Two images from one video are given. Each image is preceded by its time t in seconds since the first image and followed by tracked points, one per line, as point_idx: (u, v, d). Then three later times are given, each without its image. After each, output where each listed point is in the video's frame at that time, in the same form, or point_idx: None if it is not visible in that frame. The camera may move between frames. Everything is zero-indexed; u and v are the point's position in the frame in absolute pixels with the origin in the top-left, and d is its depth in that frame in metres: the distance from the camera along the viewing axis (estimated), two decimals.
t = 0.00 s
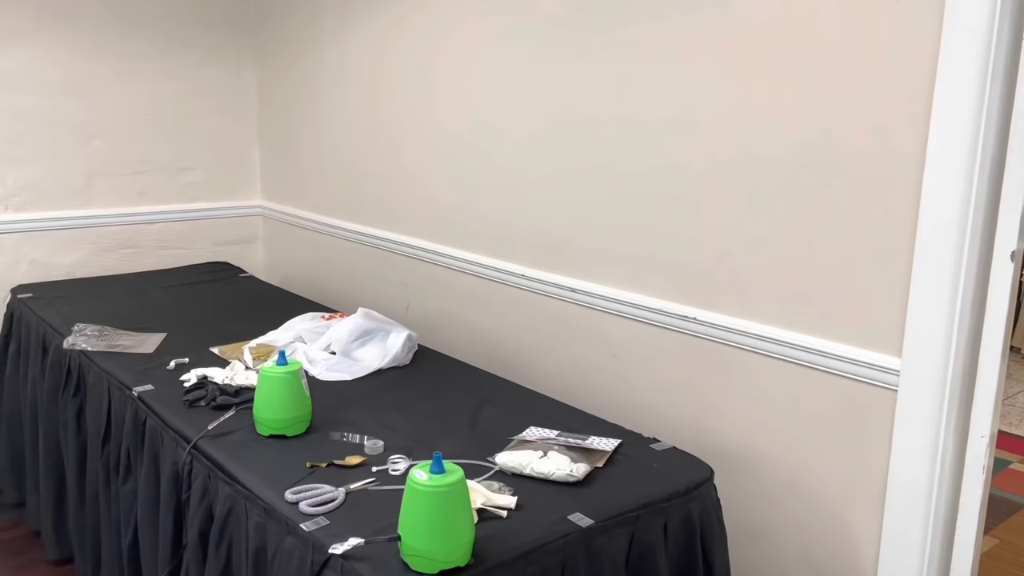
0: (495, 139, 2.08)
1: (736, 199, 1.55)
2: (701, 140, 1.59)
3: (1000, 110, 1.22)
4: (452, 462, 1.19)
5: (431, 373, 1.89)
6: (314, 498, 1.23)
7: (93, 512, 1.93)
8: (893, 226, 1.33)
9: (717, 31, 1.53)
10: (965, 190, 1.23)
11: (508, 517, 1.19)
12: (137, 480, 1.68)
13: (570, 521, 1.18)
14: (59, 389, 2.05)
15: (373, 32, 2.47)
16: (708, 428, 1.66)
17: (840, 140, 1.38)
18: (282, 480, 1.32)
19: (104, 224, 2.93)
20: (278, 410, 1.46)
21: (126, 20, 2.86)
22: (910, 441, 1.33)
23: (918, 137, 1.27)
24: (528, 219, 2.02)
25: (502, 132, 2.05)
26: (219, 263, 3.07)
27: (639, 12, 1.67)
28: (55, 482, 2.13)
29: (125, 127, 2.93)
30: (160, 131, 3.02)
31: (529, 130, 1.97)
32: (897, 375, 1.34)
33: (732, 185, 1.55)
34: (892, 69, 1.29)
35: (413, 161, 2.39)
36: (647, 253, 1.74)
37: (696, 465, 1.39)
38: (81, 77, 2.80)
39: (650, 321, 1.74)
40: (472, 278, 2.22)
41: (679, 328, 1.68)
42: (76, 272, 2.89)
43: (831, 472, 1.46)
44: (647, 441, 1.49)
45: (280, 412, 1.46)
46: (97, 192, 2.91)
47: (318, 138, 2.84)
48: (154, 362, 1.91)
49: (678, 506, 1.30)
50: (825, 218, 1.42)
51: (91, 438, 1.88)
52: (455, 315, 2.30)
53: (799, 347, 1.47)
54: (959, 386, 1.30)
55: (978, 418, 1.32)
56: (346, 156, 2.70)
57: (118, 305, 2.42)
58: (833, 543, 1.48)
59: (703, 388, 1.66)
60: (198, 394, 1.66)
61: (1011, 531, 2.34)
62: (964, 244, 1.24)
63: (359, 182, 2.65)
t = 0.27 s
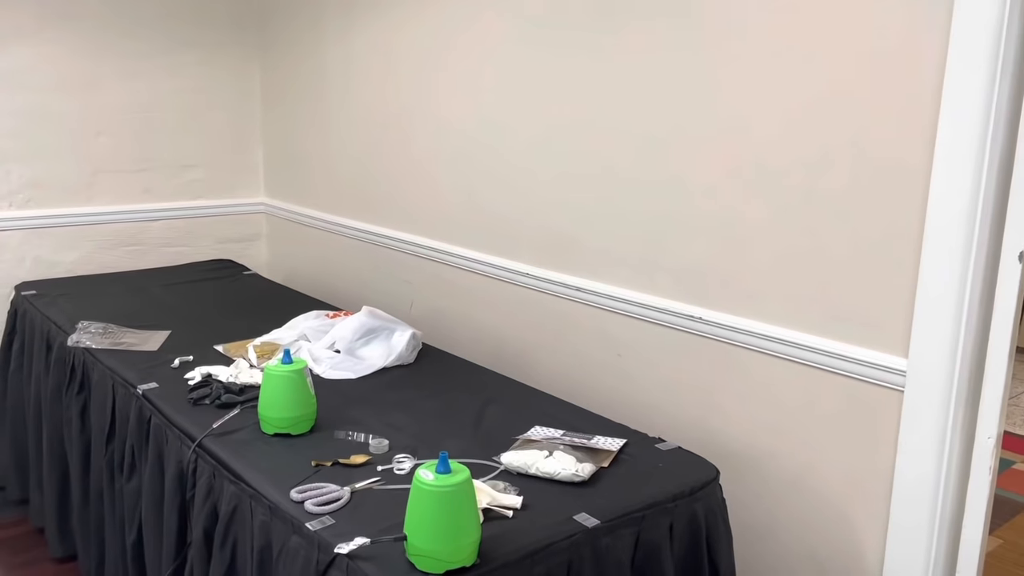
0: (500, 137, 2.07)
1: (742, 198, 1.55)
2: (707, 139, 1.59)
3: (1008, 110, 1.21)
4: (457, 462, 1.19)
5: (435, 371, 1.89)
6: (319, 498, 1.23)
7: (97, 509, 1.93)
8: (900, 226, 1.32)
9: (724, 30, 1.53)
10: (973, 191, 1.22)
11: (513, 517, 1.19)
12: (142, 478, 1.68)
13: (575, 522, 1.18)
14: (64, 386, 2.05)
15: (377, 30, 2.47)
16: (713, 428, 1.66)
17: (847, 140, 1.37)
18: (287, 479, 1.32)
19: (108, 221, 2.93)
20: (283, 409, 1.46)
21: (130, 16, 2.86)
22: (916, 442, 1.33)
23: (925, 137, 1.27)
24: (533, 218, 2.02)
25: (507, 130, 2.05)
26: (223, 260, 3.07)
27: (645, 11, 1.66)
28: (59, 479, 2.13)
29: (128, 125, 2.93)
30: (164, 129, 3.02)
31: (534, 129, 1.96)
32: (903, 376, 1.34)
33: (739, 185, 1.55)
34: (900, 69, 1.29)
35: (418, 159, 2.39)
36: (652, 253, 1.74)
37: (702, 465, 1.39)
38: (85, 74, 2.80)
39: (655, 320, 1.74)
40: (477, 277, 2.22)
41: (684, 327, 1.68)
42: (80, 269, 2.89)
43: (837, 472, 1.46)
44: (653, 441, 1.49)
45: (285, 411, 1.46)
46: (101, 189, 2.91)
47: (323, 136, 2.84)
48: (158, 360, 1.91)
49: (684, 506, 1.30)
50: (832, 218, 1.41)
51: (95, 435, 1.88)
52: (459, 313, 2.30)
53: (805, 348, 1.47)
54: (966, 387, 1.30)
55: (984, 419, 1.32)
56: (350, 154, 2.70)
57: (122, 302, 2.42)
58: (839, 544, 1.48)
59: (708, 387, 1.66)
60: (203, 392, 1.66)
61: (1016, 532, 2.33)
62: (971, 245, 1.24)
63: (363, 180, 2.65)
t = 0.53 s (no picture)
0: (502, 136, 2.07)
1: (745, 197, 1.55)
2: (711, 137, 1.58)
3: (1012, 109, 1.21)
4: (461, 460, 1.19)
5: (437, 370, 1.89)
6: (322, 496, 1.23)
7: (98, 507, 1.93)
8: (904, 225, 1.32)
9: (727, 29, 1.52)
10: (977, 189, 1.22)
11: (516, 515, 1.19)
12: (144, 475, 1.68)
13: (579, 520, 1.18)
14: (65, 384, 2.05)
15: (380, 28, 2.47)
16: (716, 427, 1.66)
17: (851, 139, 1.37)
18: (290, 477, 1.31)
19: (110, 219, 2.93)
20: (286, 407, 1.46)
21: (132, 14, 2.86)
22: (919, 441, 1.33)
23: (930, 136, 1.27)
24: (535, 217, 2.02)
25: (509, 129, 2.05)
26: (224, 259, 3.07)
27: (649, 8, 1.66)
28: (61, 476, 2.14)
29: (130, 122, 2.92)
30: (165, 126, 3.01)
31: (537, 127, 1.96)
32: (906, 375, 1.33)
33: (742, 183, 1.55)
34: (904, 68, 1.28)
35: (419, 157, 2.39)
36: (655, 252, 1.74)
37: (704, 464, 1.39)
38: (87, 72, 2.80)
39: (657, 319, 1.73)
40: (479, 275, 2.22)
41: (687, 326, 1.68)
42: (81, 267, 2.89)
43: (839, 472, 1.46)
44: (655, 440, 1.49)
45: (287, 409, 1.46)
46: (103, 186, 2.90)
47: (325, 134, 2.84)
48: (160, 358, 1.91)
49: (686, 505, 1.30)
50: (836, 218, 1.41)
51: (97, 433, 1.88)
52: (461, 312, 2.30)
53: (808, 346, 1.47)
54: (969, 386, 1.30)
55: (987, 418, 1.32)
56: (352, 152, 2.70)
57: (124, 300, 2.42)
58: (841, 543, 1.48)
59: (711, 386, 1.65)
60: (205, 390, 1.66)
61: (1017, 531, 2.33)
62: (975, 244, 1.24)
63: (365, 179, 2.65)
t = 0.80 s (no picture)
0: (502, 136, 2.07)
1: (744, 197, 1.55)
2: (710, 138, 1.59)
3: (1010, 110, 1.21)
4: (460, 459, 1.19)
5: (437, 369, 1.90)
6: (322, 495, 1.23)
7: (99, 506, 1.94)
8: (902, 226, 1.32)
9: (727, 30, 1.53)
10: (975, 190, 1.23)
11: (515, 514, 1.19)
12: (144, 475, 1.68)
13: (577, 519, 1.19)
14: (66, 383, 2.06)
15: (380, 28, 2.47)
16: (715, 427, 1.66)
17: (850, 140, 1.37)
18: (290, 476, 1.32)
19: (110, 218, 2.93)
20: (286, 406, 1.46)
21: (132, 13, 2.86)
22: (917, 441, 1.33)
23: (928, 137, 1.27)
24: (535, 217, 2.02)
25: (509, 130, 2.05)
26: (224, 258, 3.08)
27: (648, 9, 1.66)
28: (61, 475, 2.14)
29: (130, 122, 2.93)
30: (166, 126, 3.02)
31: (536, 127, 1.97)
32: (904, 375, 1.34)
33: (741, 184, 1.55)
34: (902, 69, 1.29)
35: (419, 157, 2.39)
36: (654, 252, 1.74)
37: (703, 463, 1.39)
38: (87, 72, 2.80)
39: (656, 319, 1.74)
40: (478, 275, 2.23)
41: (686, 326, 1.68)
42: (81, 266, 2.90)
43: (838, 472, 1.46)
44: (654, 440, 1.49)
45: (287, 408, 1.46)
46: (103, 186, 2.91)
47: (325, 133, 2.84)
48: (160, 357, 1.91)
49: (685, 504, 1.30)
50: (834, 219, 1.41)
51: (97, 432, 1.88)
52: (461, 312, 2.30)
53: (806, 347, 1.47)
54: (967, 386, 1.30)
55: (985, 418, 1.32)
56: (353, 152, 2.70)
57: (124, 299, 2.43)
58: (840, 543, 1.48)
59: (710, 386, 1.66)
60: (205, 389, 1.66)
61: (1016, 531, 2.34)
62: (973, 244, 1.24)
63: (365, 179, 2.65)
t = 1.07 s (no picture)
0: (500, 136, 2.08)
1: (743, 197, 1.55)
2: (709, 138, 1.59)
3: (1008, 110, 1.21)
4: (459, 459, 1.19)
5: (436, 369, 1.90)
6: (320, 495, 1.23)
7: (97, 506, 1.94)
8: (900, 226, 1.33)
9: (725, 30, 1.53)
10: (973, 189, 1.23)
11: (514, 514, 1.19)
12: (143, 475, 1.68)
13: (576, 519, 1.19)
14: (65, 383, 2.06)
15: (379, 28, 2.47)
16: (713, 427, 1.66)
17: (848, 140, 1.37)
18: (288, 476, 1.32)
19: (109, 218, 2.93)
20: (284, 406, 1.46)
21: (132, 14, 2.86)
22: (915, 442, 1.33)
23: (926, 137, 1.27)
24: (534, 217, 2.02)
25: (507, 130, 2.05)
26: (223, 258, 3.08)
27: (646, 10, 1.67)
28: (60, 475, 2.14)
29: (129, 122, 2.93)
30: (165, 126, 3.02)
31: (535, 127, 1.97)
32: (902, 375, 1.34)
33: (740, 184, 1.55)
34: (900, 69, 1.29)
35: (418, 157, 2.39)
36: (652, 252, 1.74)
37: (702, 463, 1.40)
38: (86, 72, 2.80)
39: (656, 319, 1.74)
40: (477, 275, 2.23)
41: (684, 326, 1.68)
42: (81, 267, 2.90)
43: (836, 472, 1.46)
44: (653, 440, 1.49)
45: (286, 408, 1.46)
46: (102, 186, 2.91)
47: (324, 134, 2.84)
48: (159, 357, 1.91)
49: (684, 504, 1.30)
50: (833, 219, 1.42)
51: (96, 433, 1.88)
52: (460, 313, 2.30)
53: (804, 347, 1.47)
54: (965, 386, 1.30)
55: (983, 418, 1.32)
56: (352, 152, 2.70)
57: (123, 300, 2.43)
58: (838, 543, 1.48)
59: (709, 386, 1.66)
60: (204, 389, 1.66)
61: (1014, 531, 2.34)
62: (971, 244, 1.24)
63: (364, 179, 2.65)
